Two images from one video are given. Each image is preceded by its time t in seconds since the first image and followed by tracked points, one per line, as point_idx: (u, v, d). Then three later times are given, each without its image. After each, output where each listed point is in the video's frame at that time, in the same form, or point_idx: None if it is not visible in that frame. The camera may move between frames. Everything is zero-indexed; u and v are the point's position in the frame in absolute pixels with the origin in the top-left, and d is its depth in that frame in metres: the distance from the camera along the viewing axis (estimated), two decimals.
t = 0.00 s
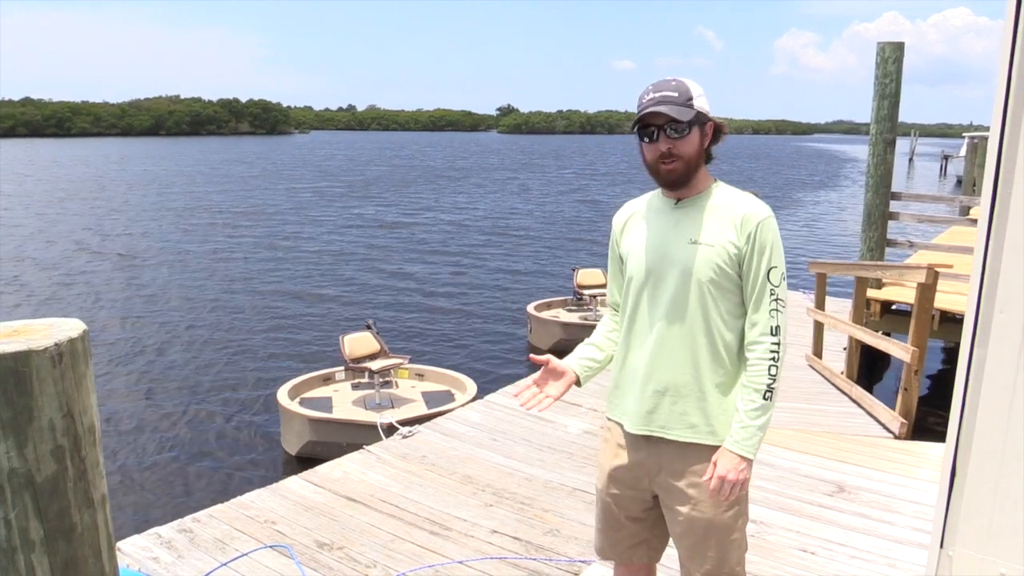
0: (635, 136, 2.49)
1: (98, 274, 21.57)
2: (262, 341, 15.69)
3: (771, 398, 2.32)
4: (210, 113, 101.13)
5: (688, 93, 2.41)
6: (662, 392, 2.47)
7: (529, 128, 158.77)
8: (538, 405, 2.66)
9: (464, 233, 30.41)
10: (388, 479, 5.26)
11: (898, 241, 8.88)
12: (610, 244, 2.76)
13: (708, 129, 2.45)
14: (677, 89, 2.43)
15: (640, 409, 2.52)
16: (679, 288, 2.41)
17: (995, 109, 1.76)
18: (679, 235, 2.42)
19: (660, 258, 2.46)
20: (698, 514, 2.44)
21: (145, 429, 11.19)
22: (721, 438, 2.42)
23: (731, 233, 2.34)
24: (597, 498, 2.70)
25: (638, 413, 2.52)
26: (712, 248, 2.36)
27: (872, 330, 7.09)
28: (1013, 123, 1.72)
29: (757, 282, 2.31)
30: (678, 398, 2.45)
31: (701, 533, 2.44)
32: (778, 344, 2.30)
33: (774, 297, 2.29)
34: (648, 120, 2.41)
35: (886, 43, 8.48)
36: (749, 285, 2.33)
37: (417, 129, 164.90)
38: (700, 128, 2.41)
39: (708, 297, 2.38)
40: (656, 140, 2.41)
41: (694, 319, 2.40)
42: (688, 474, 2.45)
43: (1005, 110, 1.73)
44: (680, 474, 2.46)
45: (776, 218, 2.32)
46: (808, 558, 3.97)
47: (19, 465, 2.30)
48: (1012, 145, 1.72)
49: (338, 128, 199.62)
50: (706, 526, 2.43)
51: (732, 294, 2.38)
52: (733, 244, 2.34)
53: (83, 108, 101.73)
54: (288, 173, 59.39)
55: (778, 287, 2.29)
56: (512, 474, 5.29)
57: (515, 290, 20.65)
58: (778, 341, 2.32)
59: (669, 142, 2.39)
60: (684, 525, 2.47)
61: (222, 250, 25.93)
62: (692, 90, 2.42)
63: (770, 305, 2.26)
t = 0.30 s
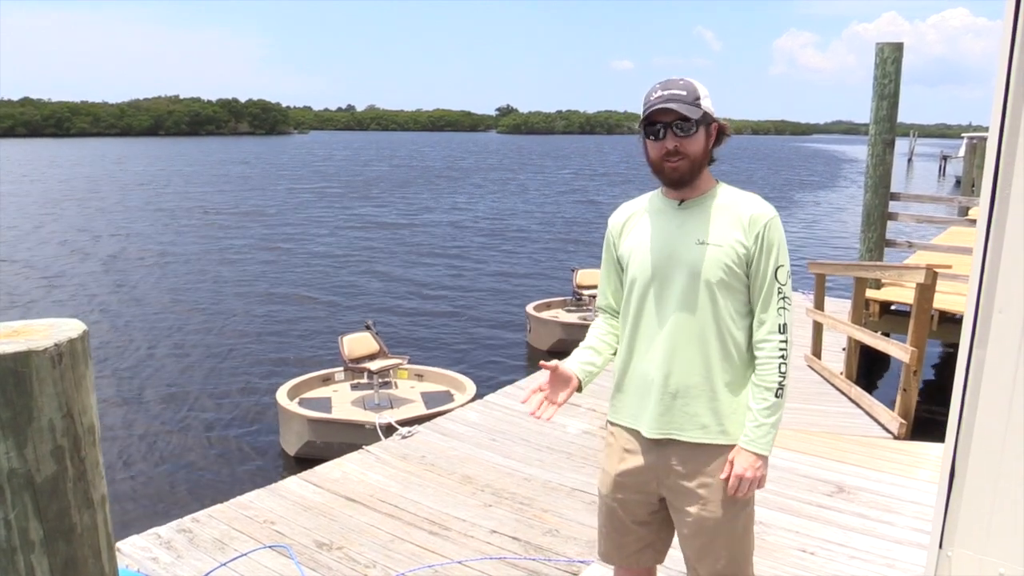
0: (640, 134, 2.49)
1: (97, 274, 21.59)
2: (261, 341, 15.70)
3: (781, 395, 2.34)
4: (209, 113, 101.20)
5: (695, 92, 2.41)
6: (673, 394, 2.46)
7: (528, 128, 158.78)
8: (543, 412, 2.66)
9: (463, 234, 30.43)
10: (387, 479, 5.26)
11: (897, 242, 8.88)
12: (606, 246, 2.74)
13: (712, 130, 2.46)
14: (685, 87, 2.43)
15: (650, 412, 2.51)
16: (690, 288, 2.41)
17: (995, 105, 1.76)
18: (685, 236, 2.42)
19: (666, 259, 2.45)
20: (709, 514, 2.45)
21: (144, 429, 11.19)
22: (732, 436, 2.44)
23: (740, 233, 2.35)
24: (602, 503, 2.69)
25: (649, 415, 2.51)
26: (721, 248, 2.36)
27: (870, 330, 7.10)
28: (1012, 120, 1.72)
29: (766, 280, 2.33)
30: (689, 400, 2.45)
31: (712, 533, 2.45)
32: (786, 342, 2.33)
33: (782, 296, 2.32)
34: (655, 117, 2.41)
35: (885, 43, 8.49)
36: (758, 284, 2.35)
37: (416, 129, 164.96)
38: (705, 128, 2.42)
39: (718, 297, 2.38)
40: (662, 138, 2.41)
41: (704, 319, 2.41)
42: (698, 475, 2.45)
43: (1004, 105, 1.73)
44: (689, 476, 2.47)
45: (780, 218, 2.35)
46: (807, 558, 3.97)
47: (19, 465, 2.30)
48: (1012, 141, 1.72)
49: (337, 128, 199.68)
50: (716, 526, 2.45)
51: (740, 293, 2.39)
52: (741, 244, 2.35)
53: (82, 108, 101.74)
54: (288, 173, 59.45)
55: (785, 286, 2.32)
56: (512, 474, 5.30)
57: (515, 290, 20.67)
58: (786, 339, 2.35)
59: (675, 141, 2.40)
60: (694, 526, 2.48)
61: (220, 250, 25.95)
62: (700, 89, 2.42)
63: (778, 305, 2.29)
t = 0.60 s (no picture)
0: (641, 134, 2.50)
1: (97, 274, 21.61)
2: (261, 341, 15.70)
3: (783, 396, 2.35)
4: (208, 114, 101.23)
5: (697, 92, 2.41)
6: (677, 394, 2.46)
7: (528, 129, 158.77)
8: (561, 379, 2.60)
9: (463, 234, 30.44)
10: (387, 479, 5.26)
11: (897, 242, 8.88)
12: (603, 245, 2.72)
13: (712, 131, 2.46)
14: (686, 87, 2.42)
15: (652, 413, 2.50)
16: (692, 289, 2.41)
17: (994, 104, 1.76)
18: (688, 237, 2.42)
19: (667, 260, 2.45)
20: (711, 514, 2.45)
21: (144, 429, 11.19)
22: (734, 436, 2.44)
23: (741, 234, 2.36)
24: (602, 503, 2.68)
25: (651, 415, 2.50)
26: (723, 248, 2.36)
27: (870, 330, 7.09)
28: (1011, 119, 1.72)
29: (768, 280, 2.33)
30: (692, 400, 2.45)
31: (713, 533, 2.46)
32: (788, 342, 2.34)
33: (783, 297, 2.33)
34: (658, 117, 2.41)
35: (884, 44, 8.48)
36: (759, 285, 2.36)
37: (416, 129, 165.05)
38: (707, 128, 2.42)
39: (720, 298, 2.39)
40: (664, 137, 2.41)
41: (706, 319, 2.41)
42: (699, 475, 2.46)
43: (1004, 104, 1.73)
44: (690, 476, 2.47)
45: (781, 219, 2.36)
46: (806, 559, 3.98)
47: (18, 465, 2.30)
48: (1012, 140, 1.72)
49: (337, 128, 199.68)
50: (719, 526, 2.45)
51: (741, 294, 2.40)
52: (743, 245, 2.35)
53: (81, 108, 101.78)
54: (287, 173, 59.50)
55: (786, 287, 2.33)
56: (511, 474, 5.30)
57: (514, 291, 20.69)
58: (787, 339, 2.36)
59: (678, 140, 2.40)
60: (695, 526, 2.48)
61: (219, 250, 25.96)
62: (701, 89, 2.42)
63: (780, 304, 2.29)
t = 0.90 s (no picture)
0: (639, 133, 2.49)
1: (96, 274, 21.61)
2: (260, 341, 15.70)
3: (779, 395, 2.35)
4: (208, 114, 101.27)
5: (692, 91, 2.40)
6: (674, 393, 2.46)
7: (527, 129, 158.75)
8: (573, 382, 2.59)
9: (462, 234, 30.43)
10: (386, 479, 5.26)
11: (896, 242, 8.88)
12: (601, 244, 2.72)
13: (710, 129, 2.46)
14: (682, 86, 2.42)
15: (649, 413, 2.50)
16: (691, 288, 2.41)
17: (995, 103, 1.76)
18: (687, 236, 2.41)
19: (665, 260, 2.45)
20: (708, 513, 2.44)
21: (144, 429, 11.19)
22: (730, 436, 2.43)
23: (740, 234, 2.36)
24: (599, 502, 2.68)
25: (649, 416, 2.50)
26: (722, 248, 2.36)
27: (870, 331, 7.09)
28: (1012, 118, 1.72)
29: (767, 280, 2.33)
30: (689, 400, 2.45)
31: (709, 532, 2.46)
32: (784, 342, 2.34)
33: (780, 297, 2.33)
34: (654, 117, 2.40)
35: (884, 44, 8.48)
36: (757, 286, 2.36)
37: (415, 129, 165.03)
38: (704, 126, 2.41)
39: (717, 298, 2.38)
40: (661, 137, 2.41)
41: (705, 319, 2.40)
42: (695, 474, 2.46)
43: (1005, 104, 1.73)
44: (687, 474, 2.47)
45: (780, 219, 2.36)
46: (807, 559, 3.97)
47: (17, 465, 2.30)
48: (1012, 140, 1.72)
49: (336, 128, 199.68)
50: (715, 525, 2.45)
51: (739, 294, 2.39)
52: (741, 245, 2.35)
53: (80, 108, 101.73)
54: (287, 173, 59.52)
55: (783, 287, 2.33)
56: (511, 474, 5.30)
57: (514, 291, 20.69)
58: (784, 339, 2.36)
59: (674, 139, 2.40)
60: (692, 525, 2.47)
61: (219, 250, 25.95)
62: (698, 88, 2.42)
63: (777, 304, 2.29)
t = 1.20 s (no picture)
0: (635, 136, 2.49)
1: (95, 274, 21.58)
2: (260, 341, 15.69)
3: (775, 395, 2.35)
4: (208, 113, 101.14)
5: (689, 95, 2.39)
6: (671, 394, 2.47)
7: (527, 129, 158.80)
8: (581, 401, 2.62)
9: (462, 234, 30.40)
10: (386, 479, 5.26)
11: (896, 241, 8.87)
12: (600, 244, 2.72)
13: (707, 132, 2.44)
14: (678, 90, 2.41)
15: (646, 414, 2.50)
16: (687, 289, 2.41)
17: (995, 102, 1.76)
18: (684, 236, 2.41)
19: (662, 260, 2.45)
20: (704, 512, 2.44)
21: (144, 429, 11.19)
22: (726, 436, 2.43)
23: (737, 235, 2.35)
24: (597, 501, 2.68)
25: (646, 417, 2.50)
26: (718, 249, 2.36)
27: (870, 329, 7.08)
28: (1013, 118, 1.72)
29: (763, 280, 2.33)
30: (686, 400, 2.45)
31: (705, 532, 2.45)
32: (780, 341, 2.34)
33: (777, 297, 2.32)
34: (650, 121, 2.40)
35: (884, 43, 8.48)
36: (753, 285, 2.35)
37: (415, 129, 164.91)
38: (700, 130, 2.40)
39: (713, 299, 2.38)
40: (656, 141, 2.41)
41: (700, 320, 2.41)
42: (692, 473, 2.45)
43: (1005, 103, 1.73)
44: (684, 474, 2.46)
45: (778, 219, 2.35)
46: (807, 558, 3.98)
47: (17, 465, 2.30)
48: (1012, 140, 1.72)
49: (336, 128, 199.55)
50: (712, 524, 2.45)
51: (735, 294, 2.39)
52: (738, 245, 2.35)
53: (79, 108, 101.66)
54: (286, 173, 59.46)
55: (781, 287, 2.33)
56: (511, 474, 5.29)
57: (513, 291, 20.68)
58: (780, 339, 2.36)
59: (670, 143, 2.40)
60: (689, 525, 2.47)
61: (219, 250, 25.93)
62: (695, 91, 2.41)
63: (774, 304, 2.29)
